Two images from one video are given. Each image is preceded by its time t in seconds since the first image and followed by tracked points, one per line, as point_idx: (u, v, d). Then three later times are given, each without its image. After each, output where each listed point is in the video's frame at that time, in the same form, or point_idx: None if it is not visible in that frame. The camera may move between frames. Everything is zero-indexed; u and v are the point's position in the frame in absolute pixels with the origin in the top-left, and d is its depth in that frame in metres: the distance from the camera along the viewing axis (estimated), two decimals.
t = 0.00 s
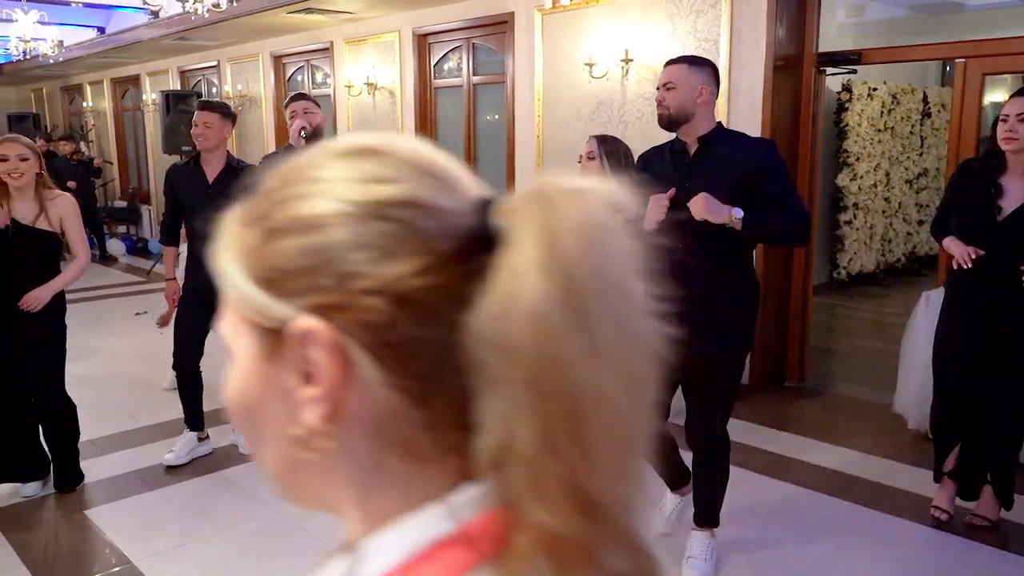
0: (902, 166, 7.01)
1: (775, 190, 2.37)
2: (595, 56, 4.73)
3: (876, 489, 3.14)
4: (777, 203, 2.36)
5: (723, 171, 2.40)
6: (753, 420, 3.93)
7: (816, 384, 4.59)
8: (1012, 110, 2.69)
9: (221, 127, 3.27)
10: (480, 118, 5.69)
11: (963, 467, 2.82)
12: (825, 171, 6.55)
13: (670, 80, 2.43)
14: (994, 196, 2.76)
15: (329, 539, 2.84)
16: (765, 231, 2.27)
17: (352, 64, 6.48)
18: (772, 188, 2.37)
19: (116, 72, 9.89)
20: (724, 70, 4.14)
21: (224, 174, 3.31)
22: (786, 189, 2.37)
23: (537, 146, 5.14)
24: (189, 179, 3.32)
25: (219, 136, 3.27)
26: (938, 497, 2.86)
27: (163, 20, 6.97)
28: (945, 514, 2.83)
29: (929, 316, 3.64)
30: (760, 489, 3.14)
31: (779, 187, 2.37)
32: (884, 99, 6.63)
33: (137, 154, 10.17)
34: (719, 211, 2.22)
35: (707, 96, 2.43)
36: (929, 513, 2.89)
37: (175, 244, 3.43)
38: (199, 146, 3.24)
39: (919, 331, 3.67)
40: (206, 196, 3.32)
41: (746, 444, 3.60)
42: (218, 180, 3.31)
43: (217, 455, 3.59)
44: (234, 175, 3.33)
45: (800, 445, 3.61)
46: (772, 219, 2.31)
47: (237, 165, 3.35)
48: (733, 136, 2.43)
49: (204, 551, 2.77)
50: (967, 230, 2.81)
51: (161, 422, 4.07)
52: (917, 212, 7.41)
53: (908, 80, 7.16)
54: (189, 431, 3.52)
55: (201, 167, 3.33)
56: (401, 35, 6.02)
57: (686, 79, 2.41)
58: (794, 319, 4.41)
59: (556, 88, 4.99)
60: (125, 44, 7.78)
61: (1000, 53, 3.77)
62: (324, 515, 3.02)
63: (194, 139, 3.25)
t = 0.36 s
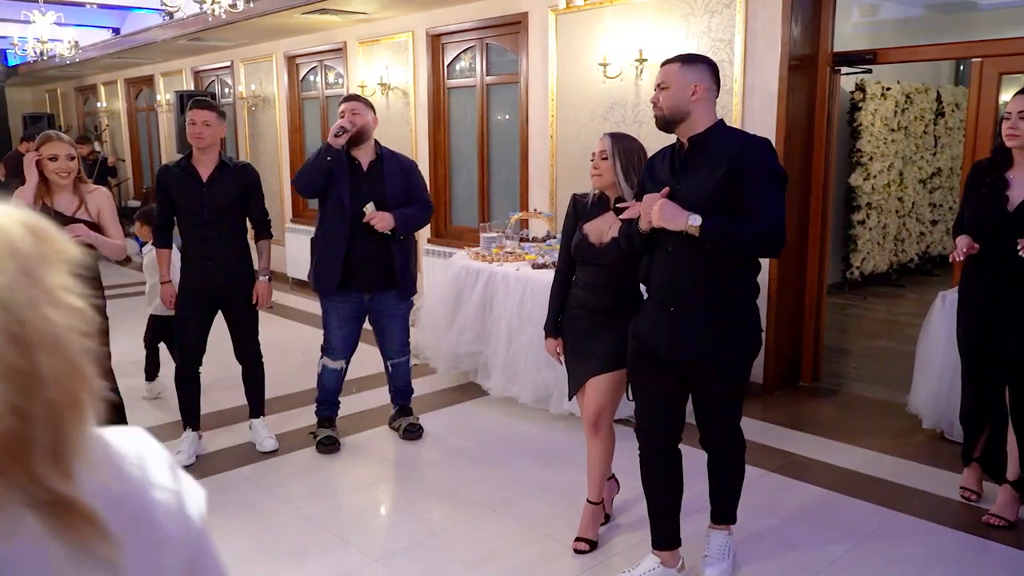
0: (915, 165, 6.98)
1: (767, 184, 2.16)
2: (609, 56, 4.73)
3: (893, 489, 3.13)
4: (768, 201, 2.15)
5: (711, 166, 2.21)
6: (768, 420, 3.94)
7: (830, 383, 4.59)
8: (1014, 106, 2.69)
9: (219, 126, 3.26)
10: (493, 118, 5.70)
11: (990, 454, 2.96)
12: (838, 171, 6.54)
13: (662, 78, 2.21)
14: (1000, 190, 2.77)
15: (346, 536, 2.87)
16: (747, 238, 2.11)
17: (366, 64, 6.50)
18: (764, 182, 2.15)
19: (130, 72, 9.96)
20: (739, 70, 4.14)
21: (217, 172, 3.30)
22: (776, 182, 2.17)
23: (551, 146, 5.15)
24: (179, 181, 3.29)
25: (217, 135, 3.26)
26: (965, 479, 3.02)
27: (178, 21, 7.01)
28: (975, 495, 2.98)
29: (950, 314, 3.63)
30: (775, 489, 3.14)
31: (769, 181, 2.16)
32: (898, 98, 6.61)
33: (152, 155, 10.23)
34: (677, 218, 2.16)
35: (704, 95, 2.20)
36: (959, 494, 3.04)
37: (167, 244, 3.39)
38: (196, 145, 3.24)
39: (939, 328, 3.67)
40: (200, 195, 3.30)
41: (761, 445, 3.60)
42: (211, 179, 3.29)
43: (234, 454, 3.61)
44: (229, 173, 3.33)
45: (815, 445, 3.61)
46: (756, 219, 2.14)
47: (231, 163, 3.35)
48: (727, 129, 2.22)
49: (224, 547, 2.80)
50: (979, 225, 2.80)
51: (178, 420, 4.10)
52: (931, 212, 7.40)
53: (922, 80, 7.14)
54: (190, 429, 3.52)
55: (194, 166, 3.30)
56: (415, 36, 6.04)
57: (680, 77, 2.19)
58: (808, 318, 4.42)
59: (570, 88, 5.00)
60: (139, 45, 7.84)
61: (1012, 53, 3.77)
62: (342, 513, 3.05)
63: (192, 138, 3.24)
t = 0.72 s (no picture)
0: (921, 165, 6.97)
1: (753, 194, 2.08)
2: (616, 55, 4.74)
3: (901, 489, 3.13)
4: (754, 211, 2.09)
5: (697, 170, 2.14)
6: (775, 419, 3.94)
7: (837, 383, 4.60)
8: (1009, 106, 2.70)
9: (203, 128, 3.26)
10: (499, 118, 5.71)
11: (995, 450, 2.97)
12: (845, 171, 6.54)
13: (650, 74, 2.15)
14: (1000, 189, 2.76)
15: (354, 535, 2.88)
16: (733, 252, 2.07)
17: (372, 64, 6.52)
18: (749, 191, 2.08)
19: (136, 72, 9.99)
20: (746, 69, 4.14)
21: (204, 173, 3.30)
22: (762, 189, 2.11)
23: (557, 146, 5.16)
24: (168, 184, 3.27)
25: (202, 136, 3.26)
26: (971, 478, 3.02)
27: (186, 21, 7.03)
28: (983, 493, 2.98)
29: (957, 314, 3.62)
30: (781, 488, 3.15)
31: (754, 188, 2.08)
32: (905, 97, 6.61)
33: (159, 155, 10.26)
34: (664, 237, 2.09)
35: (692, 92, 2.13)
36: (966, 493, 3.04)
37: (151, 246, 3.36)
38: (181, 145, 3.23)
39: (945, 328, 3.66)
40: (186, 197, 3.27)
41: (768, 444, 3.61)
42: (199, 180, 3.29)
43: (239, 453, 3.62)
44: (216, 174, 3.33)
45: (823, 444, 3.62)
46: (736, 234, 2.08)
47: (217, 164, 3.35)
48: (718, 130, 2.15)
49: (233, 545, 2.81)
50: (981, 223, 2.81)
51: (185, 420, 4.12)
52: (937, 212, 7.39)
53: (927, 79, 7.13)
54: (197, 428, 3.54)
55: (180, 166, 3.29)
56: (421, 36, 6.05)
57: (668, 74, 2.13)
58: (815, 317, 4.42)
59: (576, 87, 5.01)
60: (146, 45, 7.87)
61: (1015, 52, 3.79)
62: (350, 511, 3.06)
63: (177, 139, 3.23)
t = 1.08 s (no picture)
0: (923, 164, 6.96)
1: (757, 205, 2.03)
2: (618, 55, 4.73)
3: (904, 488, 3.13)
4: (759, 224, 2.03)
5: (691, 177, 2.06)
6: (777, 419, 3.93)
7: (840, 383, 4.59)
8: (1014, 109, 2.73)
9: (200, 127, 3.28)
10: (501, 118, 5.71)
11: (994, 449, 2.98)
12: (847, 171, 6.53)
13: (650, 69, 2.16)
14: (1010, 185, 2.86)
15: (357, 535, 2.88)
16: (730, 256, 1.98)
17: (373, 64, 6.52)
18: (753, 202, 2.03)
19: (138, 72, 9.99)
20: (748, 69, 4.14)
21: (203, 173, 3.31)
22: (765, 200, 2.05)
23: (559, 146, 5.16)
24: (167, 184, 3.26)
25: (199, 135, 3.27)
26: (974, 478, 3.01)
27: (187, 21, 7.03)
28: (985, 493, 2.98)
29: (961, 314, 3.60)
30: (784, 488, 3.14)
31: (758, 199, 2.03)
32: (906, 97, 6.61)
33: (160, 155, 10.25)
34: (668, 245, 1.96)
35: (688, 91, 2.13)
36: (969, 492, 3.04)
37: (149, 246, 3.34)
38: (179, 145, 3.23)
39: (948, 329, 3.63)
40: (185, 197, 3.26)
41: (771, 444, 3.60)
42: (198, 180, 3.28)
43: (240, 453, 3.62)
44: (216, 174, 3.34)
45: (826, 444, 3.61)
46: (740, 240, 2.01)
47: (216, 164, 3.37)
48: (715, 130, 2.10)
49: (236, 545, 2.81)
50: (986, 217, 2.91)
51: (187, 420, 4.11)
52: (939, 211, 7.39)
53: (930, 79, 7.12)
54: (200, 428, 3.53)
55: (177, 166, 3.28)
56: (422, 36, 6.04)
57: (666, 70, 2.13)
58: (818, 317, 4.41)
59: (578, 87, 5.00)
60: (147, 45, 7.87)
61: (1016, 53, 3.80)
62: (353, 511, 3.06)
63: (175, 139, 3.24)
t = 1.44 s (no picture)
0: (925, 165, 6.95)
1: (732, 196, 1.95)
2: (619, 55, 4.73)
3: (905, 489, 3.13)
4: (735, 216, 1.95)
5: (672, 173, 2.06)
6: (777, 419, 3.94)
7: (841, 383, 4.59)
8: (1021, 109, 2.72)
9: (201, 126, 3.26)
10: (502, 118, 5.71)
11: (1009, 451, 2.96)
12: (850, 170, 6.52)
13: (655, 64, 2.11)
14: None
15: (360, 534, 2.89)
16: (699, 252, 1.94)
17: (375, 64, 6.52)
18: (729, 193, 1.95)
19: (140, 72, 10.01)
20: (750, 69, 4.13)
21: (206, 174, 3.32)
22: (747, 192, 1.97)
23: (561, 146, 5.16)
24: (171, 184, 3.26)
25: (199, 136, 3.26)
26: (977, 479, 3.01)
27: (190, 21, 7.04)
28: (987, 495, 2.98)
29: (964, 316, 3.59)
30: (784, 488, 3.14)
31: (734, 189, 1.94)
32: (909, 98, 6.60)
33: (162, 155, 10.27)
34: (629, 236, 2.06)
35: (690, 83, 2.07)
36: (972, 493, 3.04)
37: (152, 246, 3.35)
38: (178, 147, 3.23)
39: (950, 329, 3.63)
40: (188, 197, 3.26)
41: (770, 444, 3.61)
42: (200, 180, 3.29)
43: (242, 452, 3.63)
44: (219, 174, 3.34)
45: (827, 444, 3.61)
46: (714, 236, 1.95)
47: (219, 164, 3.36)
48: (712, 124, 2.04)
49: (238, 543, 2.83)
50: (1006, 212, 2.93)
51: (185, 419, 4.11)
52: (941, 212, 7.38)
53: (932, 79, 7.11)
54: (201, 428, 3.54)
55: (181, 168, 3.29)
56: (424, 36, 6.05)
57: (666, 65, 2.08)
58: (819, 317, 4.41)
59: (581, 87, 5.00)
60: (149, 45, 7.88)
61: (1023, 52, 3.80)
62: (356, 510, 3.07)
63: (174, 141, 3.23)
